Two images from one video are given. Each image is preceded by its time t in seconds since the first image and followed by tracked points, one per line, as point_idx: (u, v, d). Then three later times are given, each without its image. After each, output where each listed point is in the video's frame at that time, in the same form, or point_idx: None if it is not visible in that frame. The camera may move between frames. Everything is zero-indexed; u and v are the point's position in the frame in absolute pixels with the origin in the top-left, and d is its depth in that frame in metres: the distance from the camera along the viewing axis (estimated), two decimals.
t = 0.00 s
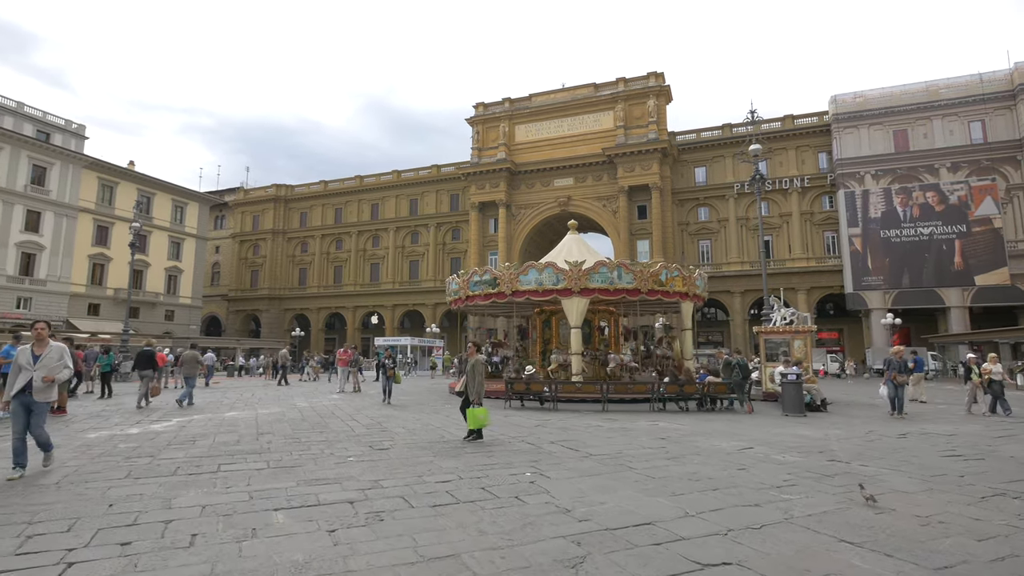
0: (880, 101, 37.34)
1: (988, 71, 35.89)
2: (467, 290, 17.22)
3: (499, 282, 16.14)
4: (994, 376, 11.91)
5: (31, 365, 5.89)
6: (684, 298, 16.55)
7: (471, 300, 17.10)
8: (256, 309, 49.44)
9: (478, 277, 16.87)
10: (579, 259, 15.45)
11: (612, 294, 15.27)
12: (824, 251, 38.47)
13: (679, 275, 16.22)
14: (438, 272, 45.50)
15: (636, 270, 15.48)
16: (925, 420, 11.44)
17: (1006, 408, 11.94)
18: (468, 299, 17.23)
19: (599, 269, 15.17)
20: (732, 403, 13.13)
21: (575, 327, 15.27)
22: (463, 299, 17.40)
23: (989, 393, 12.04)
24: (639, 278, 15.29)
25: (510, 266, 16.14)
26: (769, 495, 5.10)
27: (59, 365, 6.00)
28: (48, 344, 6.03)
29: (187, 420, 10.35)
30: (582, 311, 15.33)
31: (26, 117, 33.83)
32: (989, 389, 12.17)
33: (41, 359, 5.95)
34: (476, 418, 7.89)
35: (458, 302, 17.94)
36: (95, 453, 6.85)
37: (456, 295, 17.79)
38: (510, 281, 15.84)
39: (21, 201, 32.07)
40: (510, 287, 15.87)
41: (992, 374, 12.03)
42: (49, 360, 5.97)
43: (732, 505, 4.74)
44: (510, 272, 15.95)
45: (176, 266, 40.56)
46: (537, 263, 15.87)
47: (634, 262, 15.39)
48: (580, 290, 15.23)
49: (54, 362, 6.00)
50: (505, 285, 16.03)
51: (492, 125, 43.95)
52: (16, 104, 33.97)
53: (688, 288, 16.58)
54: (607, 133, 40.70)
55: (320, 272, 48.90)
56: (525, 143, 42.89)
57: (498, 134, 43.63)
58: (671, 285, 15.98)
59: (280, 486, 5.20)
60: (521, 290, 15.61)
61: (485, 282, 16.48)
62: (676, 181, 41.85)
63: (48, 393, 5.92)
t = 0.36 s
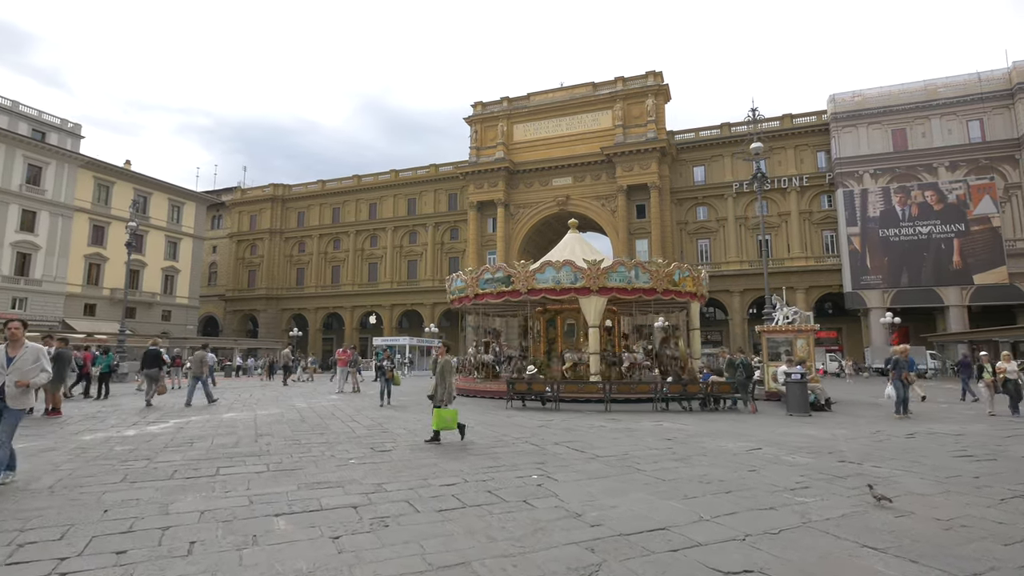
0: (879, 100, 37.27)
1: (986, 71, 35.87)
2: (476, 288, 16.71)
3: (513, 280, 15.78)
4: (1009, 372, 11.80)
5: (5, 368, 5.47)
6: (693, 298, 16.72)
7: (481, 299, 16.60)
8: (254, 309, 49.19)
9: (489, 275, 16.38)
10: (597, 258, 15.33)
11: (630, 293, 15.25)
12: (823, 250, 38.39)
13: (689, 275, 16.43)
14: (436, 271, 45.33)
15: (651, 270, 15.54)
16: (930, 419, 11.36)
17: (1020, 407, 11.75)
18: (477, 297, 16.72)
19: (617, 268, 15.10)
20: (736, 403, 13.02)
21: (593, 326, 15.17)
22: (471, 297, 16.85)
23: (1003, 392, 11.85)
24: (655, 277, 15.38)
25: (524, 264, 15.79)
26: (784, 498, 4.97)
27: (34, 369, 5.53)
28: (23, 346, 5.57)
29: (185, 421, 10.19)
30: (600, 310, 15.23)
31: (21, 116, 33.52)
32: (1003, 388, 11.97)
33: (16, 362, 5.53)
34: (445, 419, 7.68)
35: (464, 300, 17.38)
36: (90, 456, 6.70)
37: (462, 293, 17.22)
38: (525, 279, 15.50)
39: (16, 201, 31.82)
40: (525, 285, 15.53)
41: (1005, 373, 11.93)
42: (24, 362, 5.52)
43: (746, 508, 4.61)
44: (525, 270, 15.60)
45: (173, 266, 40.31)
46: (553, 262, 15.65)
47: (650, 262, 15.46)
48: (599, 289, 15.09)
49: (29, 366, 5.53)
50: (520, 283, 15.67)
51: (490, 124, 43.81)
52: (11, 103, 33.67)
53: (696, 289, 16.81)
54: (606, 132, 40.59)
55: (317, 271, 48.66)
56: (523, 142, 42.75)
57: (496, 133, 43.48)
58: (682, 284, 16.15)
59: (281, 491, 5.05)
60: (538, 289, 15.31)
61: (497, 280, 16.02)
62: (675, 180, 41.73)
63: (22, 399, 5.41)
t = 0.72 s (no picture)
0: (877, 100, 37.23)
1: (984, 70, 35.84)
2: (487, 286, 16.27)
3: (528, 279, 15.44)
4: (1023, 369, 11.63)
5: None
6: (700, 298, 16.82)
7: (492, 297, 16.19)
8: (251, 310, 48.93)
9: (501, 272, 15.97)
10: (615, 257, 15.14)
11: (647, 293, 15.16)
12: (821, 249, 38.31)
13: (698, 275, 16.53)
14: (434, 272, 45.16)
15: (667, 270, 15.53)
16: (935, 419, 11.24)
17: None
18: (488, 295, 16.29)
19: (636, 268, 14.99)
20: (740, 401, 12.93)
21: (611, 325, 14.99)
22: (481, 295, 16.39)
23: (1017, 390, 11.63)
24: (670, 277, 15.35)
25: (540, 262, 15.47)
26: (799, 501, 4.84)
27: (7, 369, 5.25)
28: None
29: (181, 423, 10.01)
30: (618, 309, 15.05)
31: (15, 115, 33.22)
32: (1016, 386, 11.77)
33: None
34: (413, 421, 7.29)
35: (470, 298, 16.90)
36: (84, 460, 6.51)
37: (470, 291, 16.71)
38: (542, 278, 15.20)
39: (11, 201, 31.55)
40: (541, 283, 15.24)
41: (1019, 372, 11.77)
42: None
43: (764, 513, 4.46)
44: (542, 268, 15.28)
45: (169, 266, 40.05)
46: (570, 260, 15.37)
47: (666, 262, 15.44)
48: (617, 288, 14.90)
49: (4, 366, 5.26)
50: (536, 282, 15.35)
51: (487, 123, 43.63)
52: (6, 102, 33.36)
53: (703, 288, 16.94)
54: (604, 132, 40.48)
55: (315, 271, 48.43)
56: (521, 142, 42.60)
57: (494, 133, 43.28)
58: (693, 284, 16.23)
59: (281, 495, 4.89)
60: (555, 287, 15.03)
61: (511, 278, 15.67)
62: (673, 180, 41.60)
63: None
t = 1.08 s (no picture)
0: (876, 99, 37.16)
1: (983, 69, 35.79)
2: (499, 284, 15.75)
3: (545, 277, 15.14)
4: None
5: None
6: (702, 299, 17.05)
7: (505, 295, 15.69)
8: (248, 310, 48.71)
9: (516, 270, 15.54)
10: (633, 256, 15.06)
11: (663, 292, 15.25)
12: (820, 249, 38.22)
13: (703, 276, 16.75)
14: (432, 272, 44.97)
15: (680, 270, 15.66)
16: (941, 419, 11.14)
17: None
18: (501, 294, 15.77)
19: (653, 267, 15.01)
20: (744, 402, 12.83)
21: (630, 324, 14.93)
22: (493, 293, 15.83)
23: None
24: (684, 278, 15.50)
25: (558, 259, 15.14)
26: (818, 505, 4.70)
27: None
28: None
29: (179, 425, 9.86)
30: (636, 309, 15.01)
31: (11, 115, 32.94)
32: None
33: None
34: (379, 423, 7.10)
35: (479, 296, 16.32)
36: (80, 463, 6.34)
37: (480, 289, 16.11)
38: (561, 276, 14.94)
39: (7, 201, 31.31)
40: (560, 282, 14.95)
41: None
42: None
43: (783, 517, 4.32)
44: (561, 265, 14.97)
45: (166, 266, 39.82)
46: (588, 259, 15.17)
47: (680, 262, 15.56)
48: (635, 288, 14.86)
49: None
50: (555, 280, 15.02)
51: (486, 123, 43.46)
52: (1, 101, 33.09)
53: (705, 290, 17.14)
54: (602, 131, 40.37)
55: (313, 271, 48.21)
56: (519, 141, 42.46)
57: (492, 132, 43.11)
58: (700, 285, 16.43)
59: (284, 501, 4.75)
60: (575, 286, 14.78)
61: (528, 276, 15.29)
62: (672, 179, 41.49)
63: None
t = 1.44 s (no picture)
0: (876, 99, 37.10)
1: (982, 69, 35.76)
2: (513, 282, 15.42)
3: (563, 276, 14.92)
4: None
5: None
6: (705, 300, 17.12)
7: (520, 294, 15.37)
8: (247, 310, 48.50)
9: (531, 269, 15.24)
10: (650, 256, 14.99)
11: (677, 292, 15.27)
12: (820, 249, 38.13)
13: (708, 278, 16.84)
14: (431, 272, 44.82)
15: (692, 271, 15.73)
16: (948, 419, 11.04)
17: None
18: (515, 293, 15.44)
19: (669, 268, 14.99)
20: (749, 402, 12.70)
21: (646, 325, 14.78)
22: (507, 292, 15.49)
23: None
24: (696, 279, 15.58)
25: (575, 258, 14.94)
26: (837, 509, 4.58)
27: None
28: None
29: (178, 427, 9.72)
30: (652, 309, 14.91)
31: (8, 115, 32.74)
32: None
33: None
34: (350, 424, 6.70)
35: (490, 296, 15.93)
36: (77, 467, 6.18)
37: (492, 287, 15.73)
38: (579, 275, 14.75)
39: (4, 201, 31.10)
40: (579, 281, 14.74)
41: None
42: None
43: (804, 522, 4.20)
44: (579, 265, 14.79)
45: (164, 267, 39.62)
46: (605, 258, 15.02)
47: (693, 263, 15.61)
48: (652, 288, 14.75)
49: None
50: (573, 279, 14.81)
51: (485, 123, 43.32)
52: None
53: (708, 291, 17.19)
54: (602, 131, 40.27)
55: (311, 271, 48.04)
56: (518, 141, 42.33)
57: (491, 132, 42.98)
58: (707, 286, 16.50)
59: (288, 506, 4.61)
60: (594, 285, 14.64)
61: (545, 274, 15.01)
62: (672, 179, 41.37)
63: None
